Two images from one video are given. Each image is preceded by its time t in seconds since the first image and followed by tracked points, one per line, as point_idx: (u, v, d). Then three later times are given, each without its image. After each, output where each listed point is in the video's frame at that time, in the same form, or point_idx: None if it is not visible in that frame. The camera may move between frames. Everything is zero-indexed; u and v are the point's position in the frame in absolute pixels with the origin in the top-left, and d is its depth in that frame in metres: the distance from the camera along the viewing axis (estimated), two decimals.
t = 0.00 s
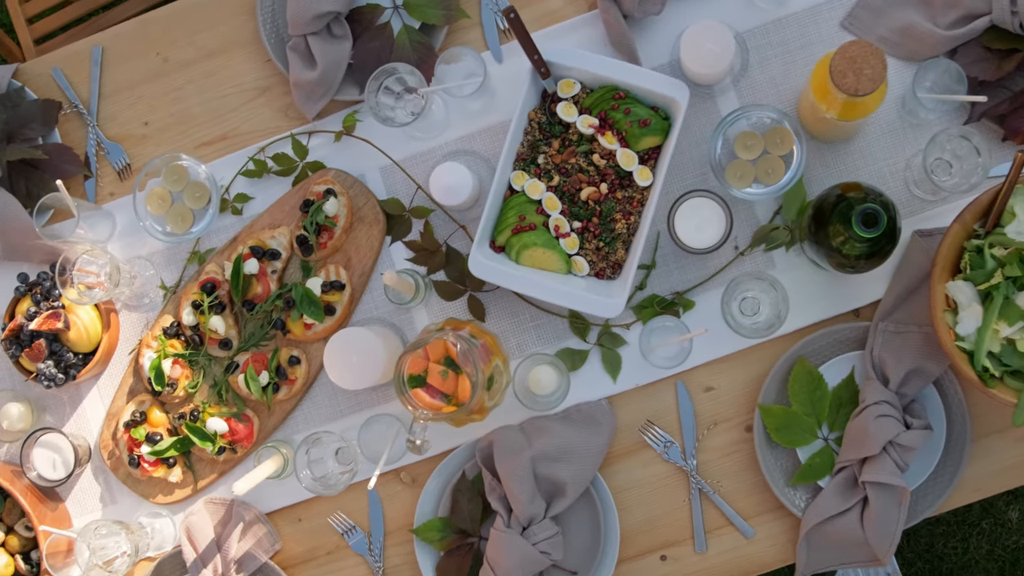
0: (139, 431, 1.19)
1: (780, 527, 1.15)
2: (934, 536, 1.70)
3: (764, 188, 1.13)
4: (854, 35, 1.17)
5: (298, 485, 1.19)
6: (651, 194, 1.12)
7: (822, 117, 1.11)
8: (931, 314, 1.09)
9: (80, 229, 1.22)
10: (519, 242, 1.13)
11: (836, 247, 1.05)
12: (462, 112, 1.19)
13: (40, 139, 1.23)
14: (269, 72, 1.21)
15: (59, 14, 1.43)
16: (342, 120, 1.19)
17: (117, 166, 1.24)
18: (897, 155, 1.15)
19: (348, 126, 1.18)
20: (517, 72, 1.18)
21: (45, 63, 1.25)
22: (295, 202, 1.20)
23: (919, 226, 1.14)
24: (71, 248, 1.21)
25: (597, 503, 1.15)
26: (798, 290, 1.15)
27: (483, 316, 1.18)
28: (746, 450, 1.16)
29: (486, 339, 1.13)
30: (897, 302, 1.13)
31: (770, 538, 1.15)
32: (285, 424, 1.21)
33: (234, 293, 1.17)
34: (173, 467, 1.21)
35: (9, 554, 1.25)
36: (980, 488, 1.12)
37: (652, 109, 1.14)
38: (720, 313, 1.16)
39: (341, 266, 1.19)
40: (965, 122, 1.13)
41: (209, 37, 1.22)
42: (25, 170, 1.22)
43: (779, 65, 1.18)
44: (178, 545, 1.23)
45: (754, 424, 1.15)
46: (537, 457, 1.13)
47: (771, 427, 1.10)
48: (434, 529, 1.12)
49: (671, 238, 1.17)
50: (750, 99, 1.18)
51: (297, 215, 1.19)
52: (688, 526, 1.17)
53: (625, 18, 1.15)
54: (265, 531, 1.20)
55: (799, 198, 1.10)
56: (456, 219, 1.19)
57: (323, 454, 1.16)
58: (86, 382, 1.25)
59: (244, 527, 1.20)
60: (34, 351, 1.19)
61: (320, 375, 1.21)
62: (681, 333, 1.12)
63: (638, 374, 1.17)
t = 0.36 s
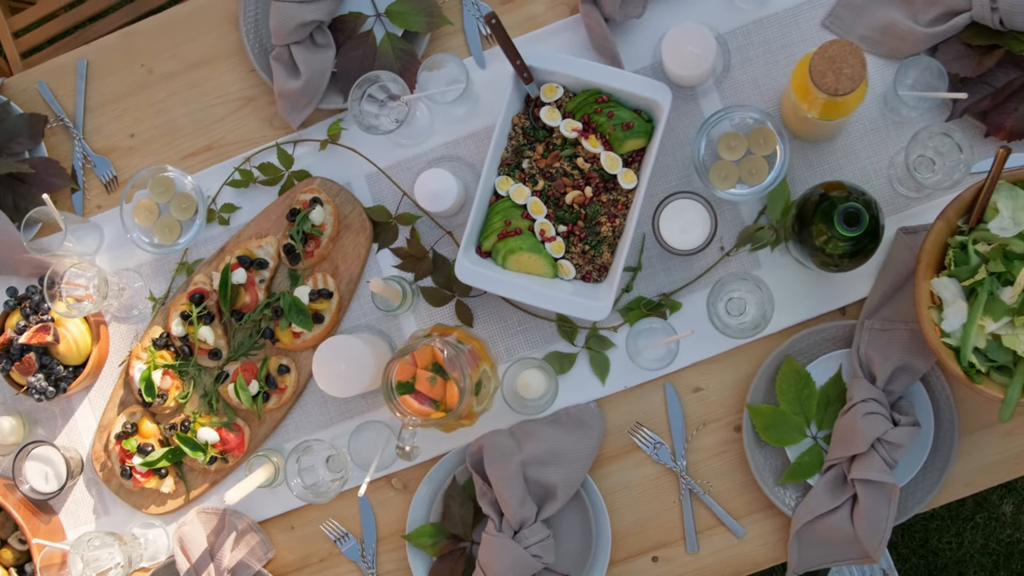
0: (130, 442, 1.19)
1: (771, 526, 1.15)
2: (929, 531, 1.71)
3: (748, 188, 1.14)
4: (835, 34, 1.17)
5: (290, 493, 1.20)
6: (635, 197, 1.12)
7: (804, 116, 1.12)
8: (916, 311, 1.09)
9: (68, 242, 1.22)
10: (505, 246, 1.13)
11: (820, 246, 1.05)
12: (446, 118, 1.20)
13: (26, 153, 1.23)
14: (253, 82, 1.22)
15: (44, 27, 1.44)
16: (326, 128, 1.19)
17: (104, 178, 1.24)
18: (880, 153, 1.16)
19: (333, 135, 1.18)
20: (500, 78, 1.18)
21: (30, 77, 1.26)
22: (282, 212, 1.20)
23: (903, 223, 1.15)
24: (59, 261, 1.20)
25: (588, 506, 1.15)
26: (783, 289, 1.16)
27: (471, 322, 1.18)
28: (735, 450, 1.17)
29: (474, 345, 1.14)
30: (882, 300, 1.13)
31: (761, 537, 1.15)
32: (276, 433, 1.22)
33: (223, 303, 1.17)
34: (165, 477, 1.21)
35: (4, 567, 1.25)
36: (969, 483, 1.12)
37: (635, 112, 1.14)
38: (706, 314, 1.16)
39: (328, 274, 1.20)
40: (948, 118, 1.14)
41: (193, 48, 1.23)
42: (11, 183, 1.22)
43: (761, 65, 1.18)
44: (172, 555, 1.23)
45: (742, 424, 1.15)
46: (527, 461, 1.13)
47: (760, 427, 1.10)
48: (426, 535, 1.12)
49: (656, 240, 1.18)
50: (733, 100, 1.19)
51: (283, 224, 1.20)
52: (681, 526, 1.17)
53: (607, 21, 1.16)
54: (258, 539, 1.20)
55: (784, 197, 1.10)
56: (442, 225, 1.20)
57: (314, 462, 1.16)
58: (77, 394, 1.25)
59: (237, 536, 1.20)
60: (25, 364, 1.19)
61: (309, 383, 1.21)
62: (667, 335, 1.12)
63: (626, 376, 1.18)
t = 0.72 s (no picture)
0: (122, 454, 1.19)
1: (762, 525, 1.16)
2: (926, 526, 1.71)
3: (733, 188, 1.14)
4: (817, 34, 1.17)
5: (281, 502, 1.20)
6: (620, 200, 1.12)
7: (786, 117, 1.12)
8: (902, 309, 1.09)
9: (56, 255, 1.23)
10: (491, 251, 1.13)
11: (804, 245, 1.06)
12: (430, 124, 1.20)
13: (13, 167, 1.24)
14: (238, 91, 1.22)
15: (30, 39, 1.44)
16: (311, 137, 1.20)
17: (91, 191, 1.25)
18: (864, 150, 1.16)
19: (318, 143, 1.19)
20: (483, 83, 1.18)
21: (16, 91, 1.26)
22: (268, 220, 1.21)
23: (888, 221, 1.15)
24: (48, 274, 1.21)
25: (579, 509, 1.16)
26: (769, 289, 1.16)
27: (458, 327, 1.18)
28: (725, 450, 1.17)
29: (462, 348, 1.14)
30: (869, 298, 1.13)
31: (753, 536, 1.16)
32: (267, 441, 1.22)
33: (211, 312, 1.17)
34: (158, 488, 1.21)
35: None
36: (960, 479, 1.12)
37: (618, 114, 1.14)
38: (692, 314, 1.17)
39: (317, 282, 1.20)
40: (931, 115, 1.14)
41: (176, 60, 1.23)
42: None
43: (744, 65, 1.18)
44: (166, 566, 1.23)
45: (732, 424, 1.15)
46: (518, 465, 1.13)
47: (749, 427, 1.10)
48: (418, 540, 1.13)
49: (642, 242, 1.18)
50: (716, 101, 1.19)
51: (270, 233, 1.20)
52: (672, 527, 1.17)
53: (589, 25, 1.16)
54: (251, 548, 1.21)
55: (769, 198, 1.10)
56: (428, 231, 1.21)
57: (305, 470, 1.18)
58: (69, 407, 1.26)
59: (230, 545, 1.21)
60: (15, 378, 1.20)
61: (299, 392, 1.22)
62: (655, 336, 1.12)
63: (615, 378, 1.18)
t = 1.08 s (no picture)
0: (113, 465, 1.21)
1: (753, 525, 1.16)
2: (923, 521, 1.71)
3: (717, 188, 1.14)
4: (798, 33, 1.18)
5: (272, 511, 1.20)
6: (605, 202, 1.13)
7: (769, 116, 1.12)
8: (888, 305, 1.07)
9: (44, 269, 1.25)
10: (478, 256, 1.14)
11: (789, 245, 1.06)
12: (415, 131, 1.20)
13: None
14: (222, 101, 1.22)
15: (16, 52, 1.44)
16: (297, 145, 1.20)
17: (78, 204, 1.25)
18: (848, 148, 1.16)
19: (302, 151, 1.19)
20: (466, 89, 1.19)
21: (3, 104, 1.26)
22: (255, 230, 1.21)
23: (873, 219, 1.16)
24: (34, 288, 1.23)
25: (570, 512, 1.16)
26: (754, 289, 1.17)
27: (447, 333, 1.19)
28: (714, 451, 1.17)
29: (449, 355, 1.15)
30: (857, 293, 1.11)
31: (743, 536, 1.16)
32: (258, 450, 1.22)
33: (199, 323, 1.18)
34: (149, 499, 1.22)
35: None
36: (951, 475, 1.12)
37: (602, 117, 1.15)
38: (679, 316, 1.17)
39: (304, 291, 1.21)
40: (913, 112, 1.14)
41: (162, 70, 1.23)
42: None
43: (727, 65, 1.19)
44: None
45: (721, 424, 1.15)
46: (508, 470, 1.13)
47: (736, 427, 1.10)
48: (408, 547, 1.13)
49: (628, 244, 1.18)
50: (699, 101, 1.20)
51: (257, 242, 1.20)
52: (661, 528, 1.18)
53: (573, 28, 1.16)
54: (244, 557, 1.21)
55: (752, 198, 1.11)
56: (414, 238, 1.21)
57: (296, 478, 1.19)
58: (60, 420, 1.26)
59: (222, 555, 1.21)
60: (5, 392, 1.21)
61: (289, 400, 1.22)
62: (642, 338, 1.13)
63: (604, 382, 1.18)
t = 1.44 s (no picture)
0: (105, 478, 1.21)
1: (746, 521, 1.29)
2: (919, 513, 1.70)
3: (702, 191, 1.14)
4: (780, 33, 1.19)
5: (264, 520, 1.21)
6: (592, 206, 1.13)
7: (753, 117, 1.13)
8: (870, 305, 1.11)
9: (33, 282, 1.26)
10: (465, 262, 1.14)
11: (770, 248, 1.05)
12: (400, 138, 1.20)
13: None
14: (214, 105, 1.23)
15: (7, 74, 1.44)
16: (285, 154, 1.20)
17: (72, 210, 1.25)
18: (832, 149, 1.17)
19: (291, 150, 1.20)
20: (450, 95, 1.19)
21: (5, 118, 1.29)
22: (242, 240, 1.21)
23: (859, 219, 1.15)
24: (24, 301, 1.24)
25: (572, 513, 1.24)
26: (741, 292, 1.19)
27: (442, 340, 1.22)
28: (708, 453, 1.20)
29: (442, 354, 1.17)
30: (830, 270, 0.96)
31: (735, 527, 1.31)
32: (250, 459, 1.23)
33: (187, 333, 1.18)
34: (142, 510, 1.22)
35: None
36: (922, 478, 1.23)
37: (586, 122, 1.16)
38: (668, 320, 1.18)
39: (292, 300, 1.21)
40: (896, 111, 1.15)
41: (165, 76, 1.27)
42: None
43: (710, 67, 1.19)
44: None
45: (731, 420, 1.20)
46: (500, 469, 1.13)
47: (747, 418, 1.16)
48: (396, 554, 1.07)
49: (615, 247, 1.20)
50: (683, 103, 1.21)
51: (244, 253, 1.21)
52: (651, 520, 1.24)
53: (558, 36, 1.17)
54: (237, 567, 1.21)
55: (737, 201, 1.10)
56: (402, 245, 1.21)
57: (287, 488, 1.19)
58: (52, 432, 1.26)
59: (217, 564, 1.21)
60: None
61: (280, 409, 1.23)
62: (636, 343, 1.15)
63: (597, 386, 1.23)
